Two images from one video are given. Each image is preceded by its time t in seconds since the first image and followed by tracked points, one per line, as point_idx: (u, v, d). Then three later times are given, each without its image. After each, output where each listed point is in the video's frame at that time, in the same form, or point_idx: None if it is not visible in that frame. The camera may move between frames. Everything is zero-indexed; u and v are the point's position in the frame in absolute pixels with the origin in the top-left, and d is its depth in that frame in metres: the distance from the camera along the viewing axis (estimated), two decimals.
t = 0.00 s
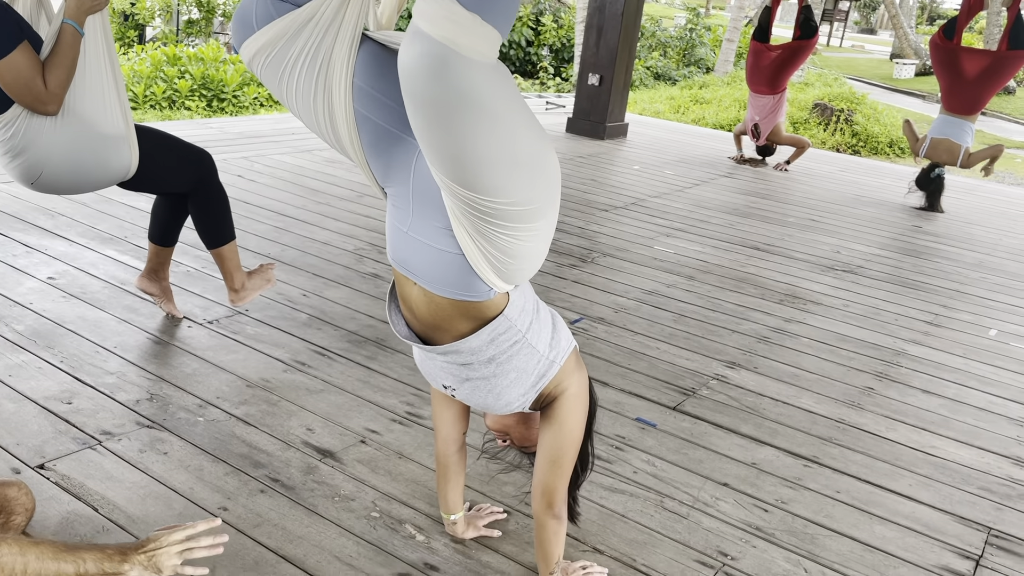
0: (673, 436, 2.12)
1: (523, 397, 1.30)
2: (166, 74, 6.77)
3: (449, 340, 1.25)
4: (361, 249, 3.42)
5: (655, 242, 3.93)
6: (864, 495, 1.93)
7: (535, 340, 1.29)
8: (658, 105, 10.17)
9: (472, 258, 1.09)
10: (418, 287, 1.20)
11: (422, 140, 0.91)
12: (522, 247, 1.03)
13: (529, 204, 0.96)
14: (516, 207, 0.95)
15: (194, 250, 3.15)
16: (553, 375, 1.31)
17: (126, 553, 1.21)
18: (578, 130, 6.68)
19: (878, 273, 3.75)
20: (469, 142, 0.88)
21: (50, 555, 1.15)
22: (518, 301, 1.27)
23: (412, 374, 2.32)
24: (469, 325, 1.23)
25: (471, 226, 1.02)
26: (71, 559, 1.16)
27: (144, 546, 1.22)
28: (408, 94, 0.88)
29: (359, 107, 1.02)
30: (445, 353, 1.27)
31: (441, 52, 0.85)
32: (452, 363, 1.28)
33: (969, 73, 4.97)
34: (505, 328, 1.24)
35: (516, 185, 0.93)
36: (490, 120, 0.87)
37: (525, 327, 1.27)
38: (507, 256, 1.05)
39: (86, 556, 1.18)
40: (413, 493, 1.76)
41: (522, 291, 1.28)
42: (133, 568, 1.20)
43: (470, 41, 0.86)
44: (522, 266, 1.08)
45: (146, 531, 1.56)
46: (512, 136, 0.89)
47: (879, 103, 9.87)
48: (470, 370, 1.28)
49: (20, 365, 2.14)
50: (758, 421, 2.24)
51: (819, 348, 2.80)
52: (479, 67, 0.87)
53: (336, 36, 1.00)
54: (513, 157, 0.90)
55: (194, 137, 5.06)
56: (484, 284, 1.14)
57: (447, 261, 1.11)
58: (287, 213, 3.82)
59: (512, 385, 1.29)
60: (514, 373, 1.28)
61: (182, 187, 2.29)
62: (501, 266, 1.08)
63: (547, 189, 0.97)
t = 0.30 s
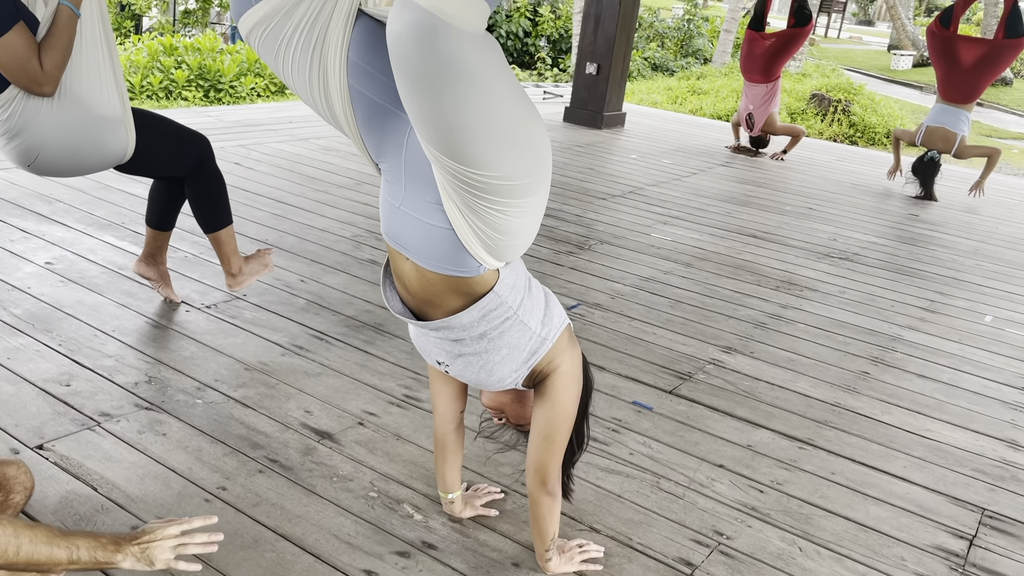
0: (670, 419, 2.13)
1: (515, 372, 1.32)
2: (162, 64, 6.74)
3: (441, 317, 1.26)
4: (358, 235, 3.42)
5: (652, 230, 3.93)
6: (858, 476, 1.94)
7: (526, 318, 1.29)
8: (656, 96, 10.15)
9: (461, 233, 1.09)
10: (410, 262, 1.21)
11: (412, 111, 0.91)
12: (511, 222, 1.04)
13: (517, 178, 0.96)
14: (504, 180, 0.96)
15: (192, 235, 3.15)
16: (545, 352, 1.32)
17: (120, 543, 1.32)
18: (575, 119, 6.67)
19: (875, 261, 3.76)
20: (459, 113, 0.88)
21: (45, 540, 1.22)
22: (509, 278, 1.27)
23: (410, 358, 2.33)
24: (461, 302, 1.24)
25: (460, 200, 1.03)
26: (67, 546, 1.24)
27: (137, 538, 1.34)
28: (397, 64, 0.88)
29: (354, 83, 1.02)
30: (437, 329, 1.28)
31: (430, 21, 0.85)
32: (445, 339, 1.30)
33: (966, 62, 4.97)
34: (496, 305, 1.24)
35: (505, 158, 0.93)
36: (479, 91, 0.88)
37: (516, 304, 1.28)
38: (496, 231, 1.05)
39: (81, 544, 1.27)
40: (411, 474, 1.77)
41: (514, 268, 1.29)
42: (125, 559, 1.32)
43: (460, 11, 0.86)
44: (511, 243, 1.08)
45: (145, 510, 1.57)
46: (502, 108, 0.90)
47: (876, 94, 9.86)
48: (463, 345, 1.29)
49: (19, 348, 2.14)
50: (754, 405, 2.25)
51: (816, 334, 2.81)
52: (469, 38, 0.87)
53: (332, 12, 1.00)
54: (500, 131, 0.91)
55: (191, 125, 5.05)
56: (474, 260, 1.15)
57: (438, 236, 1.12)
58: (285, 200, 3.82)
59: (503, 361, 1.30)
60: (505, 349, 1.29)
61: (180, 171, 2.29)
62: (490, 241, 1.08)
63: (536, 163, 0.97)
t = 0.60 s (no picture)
0: (667, 410, 2.14)
1: (514, 358, 1.33)
2: (159, 58, 6.73)
3: (440, 303, 1.27)
4: (356, 228, 3.43)
5: (650, 223, 3.94)
6: (854, 466, 1.95)
7: (525, 304, 1.30)
8: (654, 89, 10.14)
9: (460, 219, 1.10)
10: (410, 249, 1.21)
11: (409, 99, 0.92)
12: (508, 208, 1.05)
13: (515, 164, 0.97)
14: (502, 166, 0.97)
15: (190, 228, 3.15)
16: (543, 339, 1.33)
17: (119, 535, 1.32)
18: (573, 112, 6.67)
19: (872, 253, 3.77)
20: (457, 101, 0.88)
21: (45, 529, 1.23)
22: (507, 264, 1.28)
23: (408, 349, 2.33)
24: (460, 288, 1.24)
25: (458, 187, 1.03)
26: (66, 536, 1.26)
27: (136, 529, 1.35)
28: (394, 52, 0.88)
29: (353, 71, 1.03)
30: (437, 315, 1.29)
31: (428, 10, 0.85)
32: (444, 325, 1.31)
33: (962, 54, 4.98)
34: (494, 291, 1.25)
35: (502, 144, 0.94)
36: (477, 79, 0.88)
37: (514, 291, 1.28)
38: (494, 217, 1.06)
39: (81, 533, 1.28)
40: (410, 464, 1.78)
41: (513, 255, 1.30)
42: (124, 550, 1.32)
43: None
44: (509, 229, 1.09)
45: (145, 500, 1.58)
46: (500, 95, 0.91)
47: (874, 88, 9.85)
48: (462, 331, 1.30)
49: (18, 339, 2.14)
50: (751, 395, 2.26)
51: (813, 325, 2.82)
52: (466, 26, 0.87)
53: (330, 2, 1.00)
54: (498, 118, 0.91)
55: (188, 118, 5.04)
56: (474, 246, 1.16)
57: (438, 222, 1.13)
58: (283, 193, 3.82)
59: (502, 347, 1.31)
60: (504, 335, 1.30)
61: (178, 163, 2.29)
62: (488, 228, 1.09)
63: (534, 148, 0.98)
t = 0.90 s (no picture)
0: (666, 404, 2.15)
1: (517, 349, 1.34)
2: (156, 53, 6.71)
3: (443, 295, 1.28)
4: (355, 223, 3.43)
5: (648, 218, 3.94)
6: (852, 459, 1.97)
7: (528, 295, 1.31)
8: (651, 85, 10.14)
9: (462, 211, 1.11)
10: (412, 241, 1.22)
11: (411, 95, 0.92)
12: (509, 200, 1.05)
13: (515, 157, 0.98)
14: (503, 159, 0.98)
15: (189, 223, 3.15)
16: (547, 330, 1.34)
17: (118, 533, 1.32)
18: (571, 108, 6.67)
19: (869, 248, 3.78)
20: (457, 96, 0.89)
21: (45, 526, 1.20)
22: (510, 256, 1.29)
23: (407, 344, 2.34)
24: (463, 280, 1.25)
25: (461, 180, 1.04)
26: (66, 534, 1.23)
27: (136, 528, 1.34)
28: (395, 49, 0.89)
29: (356, 67, 1.03)
30: (440, 307, 1.30)
31: (428, 8, 0.85)
32: (448, 317, 1.32)
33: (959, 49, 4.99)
34: (497, 283, 1.26)
35: (503, 138, 0.95)
36: (477, 74, 0.89)
37: (518, 283, 1.29)
38: (496, 209, 1.07)
39: (81, 531, 1.26)
40: (410, 457, 1.79)
41: (516, 247, 1.31)
42: (124, 548, 1.31)
43: None
44: (511, 220, 1.10)
45: (146, 494, 1.58)
46: (500, 91, 0.91)
47: (871, 83, 9.85)
48: (466, 323, 1.31)
49: (18, 335, 2.15)
50: (749, 389, 2.27)
51: (810, 320, 2.83)
52: (465, 23, 0.88)
53: None
54: (498, 112, 0.92)
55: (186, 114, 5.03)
56: (477, 238, 1.16)
57: (441, 215, 1.14)
58: (281, 188, 3.82)
59: (506, 338, 1.32)
60: (507, 326, 1.31)
61: (178, 158, 2.29)
62: (490, 220, 1.10)
63: (534, 142, 0.99)
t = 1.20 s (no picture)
0: (664, 397, 2.15)
1: (518, 344, 1.34)
2: (152, 49, 6.68)
3: (444, 291, 1.28)
4: (353, 218, 3.42)
5: (645, 212, 3.94)
6: (850, 452, 1.97)
7: (528, 291, 1.31)
8: (648, 80, 10.13)
9: (465, 207, 1.11)
10: (413, 238, 1.22)
11: (416, 85, 0.92)
12: (511, 196, 1.05)
13: (518, 152, 0.98)
14: (506, 153, 0.97)
15: (187, 218, 3.15)
16: (547, 324, 1.34)
17: (116, 532, 1.32)
18: (568, 103, 6.66)
19: (867, 242, 3.79)
20: (462, 87, 0.89)
21: (43, 523, 1.21)
22: (510, 251, 1.29)
23: (406, 339, 2.34)
24: (463, 276, 1.25)
25: (463, 174, 1.04)
26: (64, 531, 1.23)
27: (134, 527, 1.34)
28: (401, 38, 0.88)
29: (360, 60, 1.03)
30: (441, 303, 1.30)
31: None
32: (449, 313, 1.32)
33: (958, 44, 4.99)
34: (497, 279, 1.26)
35: (506, 132, 0.95)
36: (482, 66, 0.88)
37: (518, 278, 1.29)
38: (498, 206, 1.07)
39: (79, 529, 1.26)
40: (409, 451, 1.79)
41: (515, 242, 1.31)
42: (121, 547, 1.31)
43: None
44: (512, 217, 1.10)
45: (146, 487, 1.58)
46: (505, 84, 0.91)
47: (868, 78, 9.85)
48: (466, 319, 1.31)
49: (16, 329, 2.14)
50: (747, 383, 2.28)
51: (808, 314, 2.84)
52: (473, 15, 0.87)
53: None
54: (503, 105, 0.92)
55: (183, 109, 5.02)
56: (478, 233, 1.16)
57: (443, 211, 1.13)
58: (279, 183, 3.81)
59: (507, 333, 1.32)
60: (508, 321, 1.31)
61: (176, 153, 2.29)
62: (491, 216, 1.10)
63: (537, 137, 0.99)
